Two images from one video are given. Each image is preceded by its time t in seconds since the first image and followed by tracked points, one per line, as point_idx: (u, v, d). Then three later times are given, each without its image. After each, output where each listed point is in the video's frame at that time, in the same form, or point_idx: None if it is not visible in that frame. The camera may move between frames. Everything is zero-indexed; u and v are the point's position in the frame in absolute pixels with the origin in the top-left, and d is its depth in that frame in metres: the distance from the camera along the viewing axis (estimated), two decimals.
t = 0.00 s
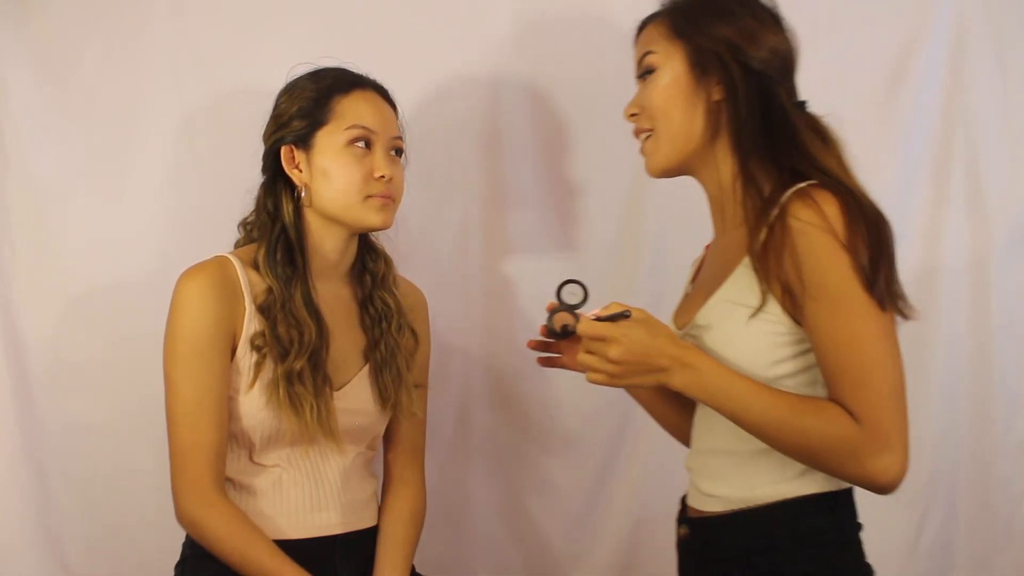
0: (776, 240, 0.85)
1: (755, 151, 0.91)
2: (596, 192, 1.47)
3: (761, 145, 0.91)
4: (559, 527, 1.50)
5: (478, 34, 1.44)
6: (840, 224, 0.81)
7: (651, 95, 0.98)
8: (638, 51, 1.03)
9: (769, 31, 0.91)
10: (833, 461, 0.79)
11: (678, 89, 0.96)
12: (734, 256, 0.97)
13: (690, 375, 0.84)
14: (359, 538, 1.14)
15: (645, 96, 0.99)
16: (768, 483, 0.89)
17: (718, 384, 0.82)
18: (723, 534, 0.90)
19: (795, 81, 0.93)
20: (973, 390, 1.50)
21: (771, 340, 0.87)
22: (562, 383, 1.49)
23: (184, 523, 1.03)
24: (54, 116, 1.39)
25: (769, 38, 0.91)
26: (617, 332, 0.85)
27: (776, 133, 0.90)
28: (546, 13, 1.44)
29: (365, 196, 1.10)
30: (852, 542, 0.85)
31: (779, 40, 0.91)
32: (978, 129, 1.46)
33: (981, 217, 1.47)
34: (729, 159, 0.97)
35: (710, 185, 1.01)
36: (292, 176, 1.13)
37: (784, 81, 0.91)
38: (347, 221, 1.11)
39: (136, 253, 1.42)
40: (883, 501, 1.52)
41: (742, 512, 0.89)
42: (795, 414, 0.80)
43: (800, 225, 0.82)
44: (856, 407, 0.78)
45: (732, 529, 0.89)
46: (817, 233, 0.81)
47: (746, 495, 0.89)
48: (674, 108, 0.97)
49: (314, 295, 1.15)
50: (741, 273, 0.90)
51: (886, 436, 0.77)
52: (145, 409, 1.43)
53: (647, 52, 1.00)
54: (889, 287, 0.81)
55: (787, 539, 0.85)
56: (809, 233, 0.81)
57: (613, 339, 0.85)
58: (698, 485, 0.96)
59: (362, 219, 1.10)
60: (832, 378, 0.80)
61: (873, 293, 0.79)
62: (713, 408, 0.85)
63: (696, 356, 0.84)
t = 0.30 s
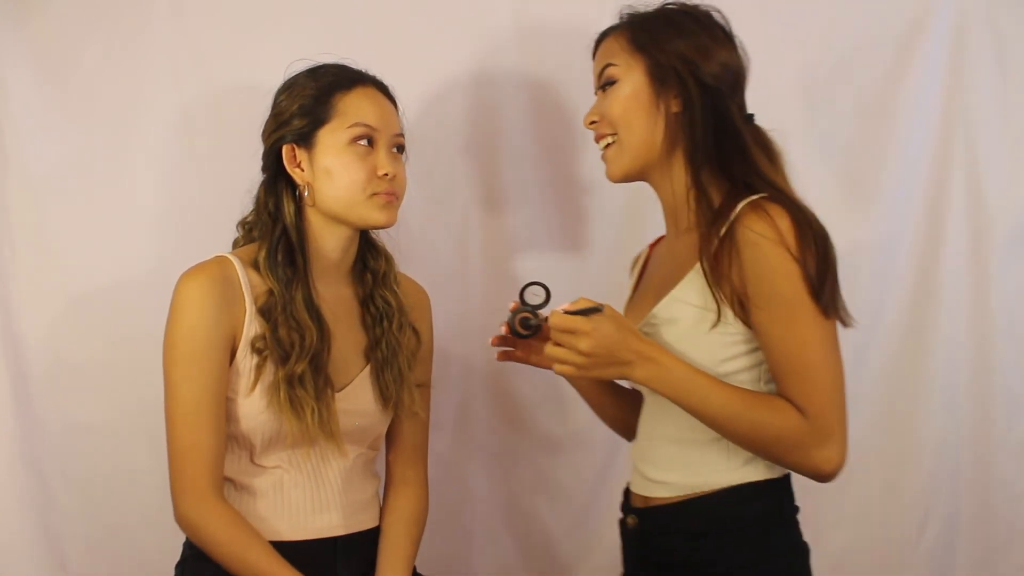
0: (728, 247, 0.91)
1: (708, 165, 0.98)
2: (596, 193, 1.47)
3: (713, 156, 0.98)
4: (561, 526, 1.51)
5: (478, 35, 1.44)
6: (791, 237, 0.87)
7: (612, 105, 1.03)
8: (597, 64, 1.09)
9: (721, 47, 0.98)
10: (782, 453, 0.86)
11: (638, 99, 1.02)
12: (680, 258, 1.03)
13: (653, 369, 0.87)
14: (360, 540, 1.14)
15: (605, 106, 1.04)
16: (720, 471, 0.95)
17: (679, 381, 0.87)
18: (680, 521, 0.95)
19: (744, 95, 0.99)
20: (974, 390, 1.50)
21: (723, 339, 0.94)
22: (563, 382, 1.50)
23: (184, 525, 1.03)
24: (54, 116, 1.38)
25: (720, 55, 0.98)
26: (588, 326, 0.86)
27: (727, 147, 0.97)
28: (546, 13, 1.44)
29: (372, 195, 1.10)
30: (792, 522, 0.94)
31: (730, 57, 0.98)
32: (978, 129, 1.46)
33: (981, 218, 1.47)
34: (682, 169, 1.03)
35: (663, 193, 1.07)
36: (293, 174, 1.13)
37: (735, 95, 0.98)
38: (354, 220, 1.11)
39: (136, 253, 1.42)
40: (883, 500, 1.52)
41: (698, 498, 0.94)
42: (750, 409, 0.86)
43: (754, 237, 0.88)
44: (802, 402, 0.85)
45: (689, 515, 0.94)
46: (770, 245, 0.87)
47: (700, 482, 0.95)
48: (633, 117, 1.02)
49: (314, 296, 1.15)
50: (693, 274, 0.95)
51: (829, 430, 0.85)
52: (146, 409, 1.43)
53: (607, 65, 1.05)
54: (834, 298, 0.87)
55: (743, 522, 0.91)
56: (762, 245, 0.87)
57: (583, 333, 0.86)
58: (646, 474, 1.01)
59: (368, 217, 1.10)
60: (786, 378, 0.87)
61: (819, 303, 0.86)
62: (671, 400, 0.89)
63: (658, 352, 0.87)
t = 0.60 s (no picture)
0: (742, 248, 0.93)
1: (716, 170, 1.00)
2: (596, 193, 1.47)
3: (721, 160, 1.00)
4: (561, 525, 1.51)
5: (478, 35, 1.44)
6: (805, 240, 0.90)
7: (619, 105, 1.02)
8: (599, 63, 1.08)
9: (729, 52, 1.00)
10: (783, 451, 0.89)
11: (648, 101, 1.01)
12: (680, 256, 1.05)
13: (669, 356, 0.88)
14: (360, 541, 1.14)
15: (612, 105, 1.03)
16: (722, 468, 0.94)
17: (693, 373, 0.87)
18: (679, 517, 0.94)
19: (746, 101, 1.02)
20: (974, 390, 1.50)
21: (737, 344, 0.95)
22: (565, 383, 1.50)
23: (184, 526, 1.03)
24: (54, 115, 1.38)
25: (727, 60, 0.99)
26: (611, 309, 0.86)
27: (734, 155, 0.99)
28: (547, 13, 1.44)
29: (370, 202, 1.10)
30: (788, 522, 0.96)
31: (737, 63, 1.00)
32: (978, 129, 1.46)
33: (981, 218, 1.48)
34: (686, 172, 1.04)
35: (660, 194, 1.08)
36: (293, 175, 1.13)
37: (739, 101, 1.01)
38: (351, 227, 1.11)
39: (136, 253, 1.42)
40: (884, 500, 1.52)
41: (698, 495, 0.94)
42: (756, 407, 0.87)
43: (768, 239, 0.90)
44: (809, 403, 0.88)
45: (690, 511, 0.94)
46: (783, 246, 0.89)
47: (701, 478, 0.95)
48: (642, 119, 1.01)
49: (315, 296, 1.15)
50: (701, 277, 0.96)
51: (829, 432, 0.88)
52: (147, 408, 1.43)
53: (615, 65, 1.04)
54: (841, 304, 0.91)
55: (745, 521, 0.92)
56: (776, 247, 0.89)
57: (607, 315, 0.86)
58: (642, 468, 1.00)
59: (364, 225, 1.10)
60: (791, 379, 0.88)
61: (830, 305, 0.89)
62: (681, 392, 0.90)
63: (674, 340, 0.88)
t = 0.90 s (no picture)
0: (777, 245, 0.94)
1: (763, 169, 1.03)
2: (597, 194, 1.47)
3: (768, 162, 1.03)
4: (562, 526, 1.51)
5: (478, 35, 1.44)
6: (844, 239, 0.92)
7: (695, 92, 1.01)
8: (651, 47, 1.05)
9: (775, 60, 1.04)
10: (831, 453, 0.90)
11: (721, 93, 1.01)
12: (703, 255, 1.03)
13: (717, 362, 0.88)
14: (360, 543, 1.13)
15: (683, 90, 1.01)
16: (743, 469, 0.95)
17: (722, 373, 0.88)
18: (700, 518, 0.94)
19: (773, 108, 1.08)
20: (975, 390, 1.50)
21: (768, 340, 0.96)
22: (564, 384, 1.50)
23: (184, 526, 1.03)
24: (53, 115, 1.38)
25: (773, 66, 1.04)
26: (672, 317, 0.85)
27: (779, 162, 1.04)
28: (547, 14, 1.44)
29: (371, 197, 1.09)
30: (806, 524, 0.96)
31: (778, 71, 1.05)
32: (978, 130, 1.46)
33: (981, 218, 1.48)
34: (727, 171, 1.04)
35: (688, 188, 1.06)
36: (293, 176, 1.13)
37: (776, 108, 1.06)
38: (353, 223, 1.10)
39: (136, 253, 1.41)
40: (885, 500, 1.52)
41: (719, 497, 0.94)
42: (808, 409, 0.89)
43: (808, 234, 0.92)
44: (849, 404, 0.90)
45: (711, 511, 0.94)
46: (825, 244, 0.91)
47: (724, 480, 0.94)
48: (711, 111, 1.00)
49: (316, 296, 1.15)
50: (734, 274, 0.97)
51: (873, 433, 0.91)
52: (147, 408, 1.43)
53: (692, 46, 1.02)
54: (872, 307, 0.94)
55: (767, 521, 0.92)
56: (818, 243, 0.91)
57: (666, 320, 0.85)
58: (659, 471, 0.99)
59: (365, 220, 1.09)
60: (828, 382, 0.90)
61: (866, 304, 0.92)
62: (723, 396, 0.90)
63: (723, 346, 0.88)
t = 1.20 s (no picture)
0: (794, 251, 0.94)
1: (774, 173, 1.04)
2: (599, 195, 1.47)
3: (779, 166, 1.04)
4: (564, 526, 1.51)
5: (479, 35, 1.44)
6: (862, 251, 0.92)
7: (715, 98, 1.01)
8: (664, 51, 1.04)
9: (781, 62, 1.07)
10: (846, 457, 0.91)
11: (737, 99, 1.02)
12: (713, 259, 1.03)
13: (735, 365, 0.88)
14: (360, 544, 1.13)
15: (700, 96, 1.01)
16: (752, 469, 0.95)
17: (726, 372, 0.88)
18: (709, 518, 0.94)
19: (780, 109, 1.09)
20: (976, 390, 1.50)
21: (781, 341, 0.96)
22: (565, 383, 1.50)
23: (185, 526, 1.03)
24: (54, 115, 1.38)
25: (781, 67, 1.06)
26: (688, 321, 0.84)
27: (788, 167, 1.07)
28: (547, 13, 1.45)
29: (371, 196, 1.09)
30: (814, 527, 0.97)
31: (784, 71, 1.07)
32: (979, 130, 1.46)
33: (983, 219, 1.48)
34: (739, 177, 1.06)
35: (699, 191, 1.06)
36: (292, 176, 1.13)
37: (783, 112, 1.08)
38: (353, 223, 1.10)
39: (137, 252, 1.42)
40: (886, 500, 1.52)
41: (727, 496, 0.94)
42: (826, 413, 0.90)
43: (827, 244, 0.92)
44: (866, 409, 0.91)
45: (720, 511, 0.94)
46: (844, 249, 0.91)
47: (733, 479, 0.95)
48: (731, 118, 1.01)
49: (317, 295, 1.15)
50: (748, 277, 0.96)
51: (884, 437, 0.92)
52: (147, 408, 1.43)
53: (707, 52, 1.02)
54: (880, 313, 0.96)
55: (778, 520, 0.93)
56: (837, 254, 0.91)
57: (683, 324, 0.85)
58: (667, 470, 0.99)
59: (365, 220, 1.09)
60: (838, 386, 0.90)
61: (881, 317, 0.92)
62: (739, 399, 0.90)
63: (741, 350, 0.88)
